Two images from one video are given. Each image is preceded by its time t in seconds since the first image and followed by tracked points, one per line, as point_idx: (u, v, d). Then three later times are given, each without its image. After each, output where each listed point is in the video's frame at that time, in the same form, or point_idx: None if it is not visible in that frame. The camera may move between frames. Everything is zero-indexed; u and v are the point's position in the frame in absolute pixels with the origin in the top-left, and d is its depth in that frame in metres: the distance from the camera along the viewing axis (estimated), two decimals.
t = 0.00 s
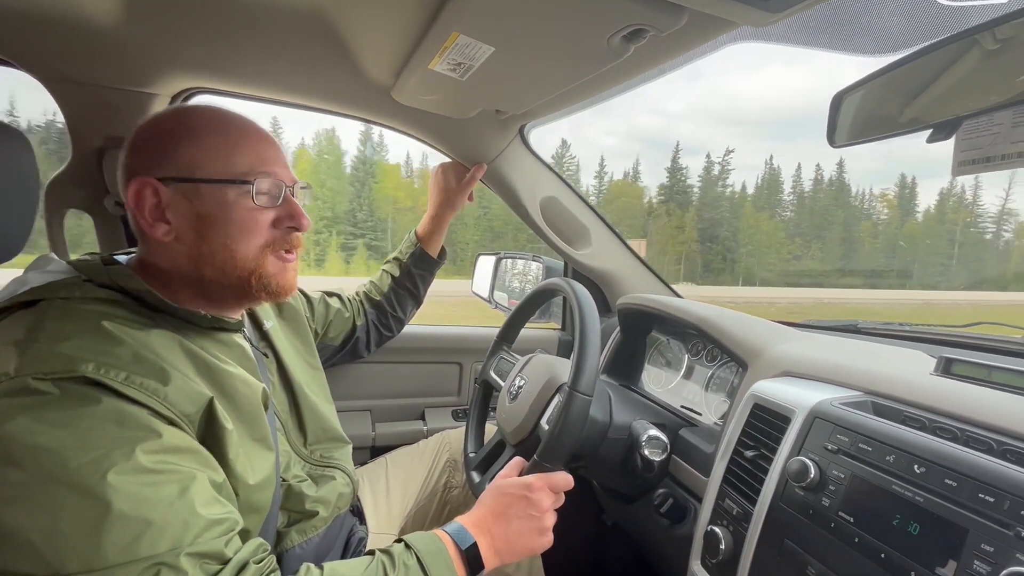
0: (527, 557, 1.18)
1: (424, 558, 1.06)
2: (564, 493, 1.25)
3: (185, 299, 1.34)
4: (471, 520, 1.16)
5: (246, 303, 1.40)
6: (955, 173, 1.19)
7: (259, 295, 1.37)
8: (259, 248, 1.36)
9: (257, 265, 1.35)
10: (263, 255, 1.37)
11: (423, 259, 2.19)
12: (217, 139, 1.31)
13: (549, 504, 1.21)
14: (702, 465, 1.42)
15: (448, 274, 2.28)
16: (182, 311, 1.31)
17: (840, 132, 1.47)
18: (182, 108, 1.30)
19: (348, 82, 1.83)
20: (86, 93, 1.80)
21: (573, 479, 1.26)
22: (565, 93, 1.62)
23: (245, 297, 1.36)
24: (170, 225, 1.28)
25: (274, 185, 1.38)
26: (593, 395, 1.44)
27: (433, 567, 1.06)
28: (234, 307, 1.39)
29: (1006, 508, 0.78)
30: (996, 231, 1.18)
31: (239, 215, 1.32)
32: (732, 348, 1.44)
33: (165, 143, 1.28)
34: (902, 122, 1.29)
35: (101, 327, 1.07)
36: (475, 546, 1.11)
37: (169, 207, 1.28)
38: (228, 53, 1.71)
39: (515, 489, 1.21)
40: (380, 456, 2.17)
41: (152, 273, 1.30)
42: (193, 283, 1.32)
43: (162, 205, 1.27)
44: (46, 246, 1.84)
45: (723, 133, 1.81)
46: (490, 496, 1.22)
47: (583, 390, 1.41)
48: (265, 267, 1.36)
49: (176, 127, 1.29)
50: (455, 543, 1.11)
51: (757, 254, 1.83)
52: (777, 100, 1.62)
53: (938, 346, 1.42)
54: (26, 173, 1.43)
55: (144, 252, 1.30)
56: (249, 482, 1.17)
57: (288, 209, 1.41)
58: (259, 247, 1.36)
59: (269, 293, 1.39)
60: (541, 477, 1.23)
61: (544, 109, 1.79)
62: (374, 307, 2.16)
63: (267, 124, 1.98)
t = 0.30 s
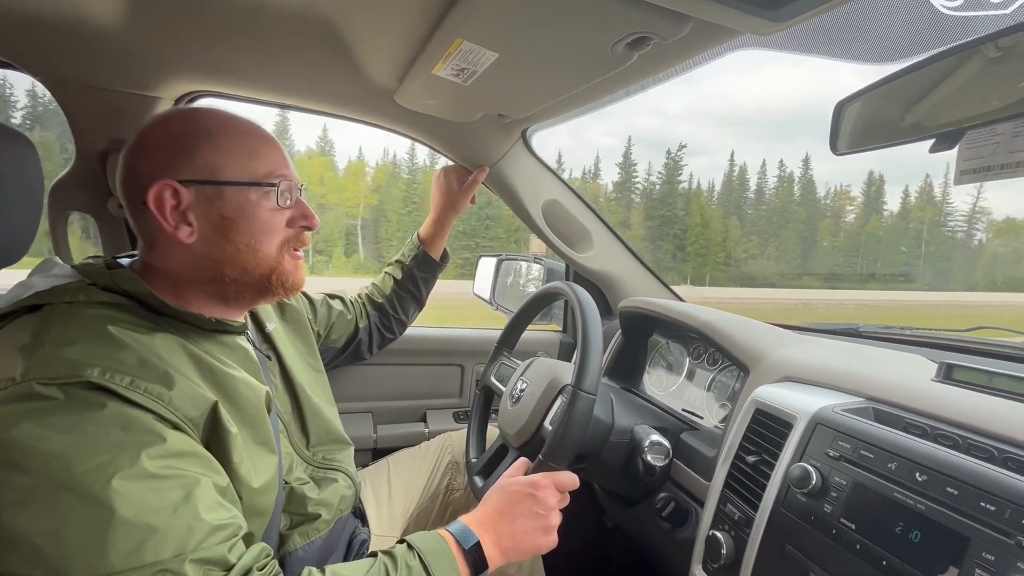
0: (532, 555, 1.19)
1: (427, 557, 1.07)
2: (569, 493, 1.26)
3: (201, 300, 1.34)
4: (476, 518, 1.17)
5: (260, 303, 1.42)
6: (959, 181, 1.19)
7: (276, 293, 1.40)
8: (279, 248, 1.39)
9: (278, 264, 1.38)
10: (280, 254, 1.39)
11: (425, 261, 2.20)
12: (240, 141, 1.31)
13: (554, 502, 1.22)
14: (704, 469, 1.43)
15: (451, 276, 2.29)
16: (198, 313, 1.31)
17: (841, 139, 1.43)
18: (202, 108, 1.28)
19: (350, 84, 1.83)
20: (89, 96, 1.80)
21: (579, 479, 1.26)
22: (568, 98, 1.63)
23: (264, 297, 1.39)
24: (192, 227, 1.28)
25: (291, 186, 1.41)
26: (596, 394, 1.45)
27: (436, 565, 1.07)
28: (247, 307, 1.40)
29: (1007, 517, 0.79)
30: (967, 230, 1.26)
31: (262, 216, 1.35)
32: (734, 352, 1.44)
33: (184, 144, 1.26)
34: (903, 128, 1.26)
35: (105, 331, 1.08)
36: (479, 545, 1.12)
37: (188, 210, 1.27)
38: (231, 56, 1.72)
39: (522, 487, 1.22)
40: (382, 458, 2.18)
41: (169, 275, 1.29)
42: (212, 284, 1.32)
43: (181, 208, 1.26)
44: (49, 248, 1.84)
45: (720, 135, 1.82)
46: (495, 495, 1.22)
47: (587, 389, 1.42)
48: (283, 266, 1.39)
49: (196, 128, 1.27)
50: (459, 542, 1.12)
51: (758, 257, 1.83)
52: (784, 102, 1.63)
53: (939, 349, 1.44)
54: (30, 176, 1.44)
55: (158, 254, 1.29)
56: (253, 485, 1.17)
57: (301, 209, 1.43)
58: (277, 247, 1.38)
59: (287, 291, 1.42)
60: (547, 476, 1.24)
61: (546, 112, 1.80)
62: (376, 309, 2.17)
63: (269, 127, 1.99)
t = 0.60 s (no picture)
0: (532, 544, 1.20)
1: (425, 549, 1.08)
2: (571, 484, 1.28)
3: (207, 298, 1.35)
4: (474, 509, 1.18)
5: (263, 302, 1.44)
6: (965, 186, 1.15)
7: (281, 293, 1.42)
8: (285, 248, 1.42)
9: (284, 264, 1.41)
10: (285, 255, 1.42)
11: (424, 261, 2.21)
12: (253, 143, 1.34)
13: (556, 491, 1.24)
14: (699, 467, 1.44)
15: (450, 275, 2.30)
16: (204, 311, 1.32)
17: (836, 141, 1.45)
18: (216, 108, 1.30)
19: (350, 85, 1.84)
20: (91, 95, 1.81)
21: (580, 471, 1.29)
22: (565, 99, 1.64)
23: (270, 296, 1.41)
24: (203, 225, 1.29)
25: (298, 188, 1.45)
26: (595, 382, 1.47)
27: (434, 557, 1.08)
28: (250, 307, 1.42)
29: (993, 511, 0.80)
30: (937, 230, 1.31)
31: (271, 216, 1.37)
32: (729, 351, 1.46)
33: (197, 144, 1.28)
34: (898, 129, 1.27)
35: (105, 330, 1.09)
36: (478, 534, 1.13)
37: (199, 209, 1.28)
38: (233, 57, 1.73)
39: (524, 476, 1.24)
40: (381, 456, 2.19)
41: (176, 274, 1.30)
42: (219, 283, 1.33)
43: (192, 207, 1.27)
44: (51, 246, 1.86)
45: (719, 137, 1.84)
46: (497, 484, 1.24)
47: (586, 378, 1.44)
48: (287, 267, 1.42)
49: (209, 128, 1.30)
50: (457, 532, 1.13)
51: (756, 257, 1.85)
52: (776, 105, 1.64)
53: (934, 349, 1.45)
54: (31, 176, 1.45)
55: (166, 253, 1.29)
56: (252, 483, 1.18)
57: (306, 212, 1.47)
58: (282, 247, 1.41)
59: (291, 290, 1.45)
60: (548, 465, 1.26)
61: (544, 113, 1.81)
62: (375, 308, 2.18)
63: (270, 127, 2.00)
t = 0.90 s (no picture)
0: (523, 557, 1.21)
1: (423, 559, 1.09)
2: (559, 495, 1.28)
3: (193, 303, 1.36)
4: (471, 523, 1.19)
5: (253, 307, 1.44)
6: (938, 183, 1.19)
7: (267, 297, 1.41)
8: (269, 253, 1.41)
9: (267, 270, 1.39)
10: (271, 259, 1.41)
11: (422, 261, 2.23)
12: (230, 147, 1.33)
13: (545, 505, 1.24)
14: (695, 467, 1.45)
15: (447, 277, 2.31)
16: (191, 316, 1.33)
17: (830, 144, 1.44)
18: (190, 115, 1.30)
19: (348, 88, 1.85)
20: (90, 98, 1.82)
21: (568, 482, 1.30)
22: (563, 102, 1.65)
23: (254, 302, 1.40)
24: (180, 233, 1.30)
25: (283, 191, 1.42)
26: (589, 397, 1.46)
27: (432, 568, 1.08)
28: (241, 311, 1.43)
29: (985, 509, 0.81)
30: (907, 228, 1.40)
31: (251, 222, 1.36)
32: (725, 352, 1.46)
33: (171, 151, 1.28)
34: (894, 130, 1.25)
35: (102, 332, 1.10)
36: (474, 548, 1.14)
37: (176, 215, 1.29)
38: (232, 59, 1.74)
39: (513, 491, 1.23)
40: (378, 458, 2.20)
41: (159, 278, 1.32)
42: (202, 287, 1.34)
43: (169, 213, 1.28)
44: (50, 249, 1.86)
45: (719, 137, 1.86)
46: (485, 502, 1.23)
47: (579, 393, 1.43)
48: (274, 270, 1.41)
49: (184, 134, 1.30)
50: (455, 545, 1.14)
51: (753, 258, 1.86)
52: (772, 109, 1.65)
53: (929, 350, 1.46)
54: (30, 178, 1.45)
55: (148, 258, 1.32)
56: (249, 484, 1.19)
57: (293, 215, 1.45)
58: (268, 251, 1.40)
59: (278, 296, 1.43)
60: (537, 480, 1.25)
61: (542, 116, 1.82)
62: (373, 310, 2.19)
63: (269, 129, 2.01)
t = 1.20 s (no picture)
0: (525, 560, 1.19)
1: (423, 561, 1.07)
2: (563, 498, 1.27)
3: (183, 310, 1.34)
4: (472, 524, 1.18)
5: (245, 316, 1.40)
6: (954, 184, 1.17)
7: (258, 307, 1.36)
8: (261, 262, 1.35)
9: (258, 281, 1.34)
10: (263, 268, 1.36)
11: (422, 262, 2.22)
12: (221, 151, 1.30)
13: (549, 508, 1.22)
14: (699, 470, 1.44)
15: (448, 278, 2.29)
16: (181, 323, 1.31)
17: (837, 141, 1.45)
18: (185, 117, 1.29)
19: (347, 87, 1.83)
20: (89, 98, 1.81)
21: (572, 485, 1.28)
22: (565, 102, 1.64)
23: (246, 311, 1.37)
24: (169, 238, 1.28)
25: (278, 199, 1.38)
26: (592, 399, 1.45)
27: (433, 568, 1.07)
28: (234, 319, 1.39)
29: (998, 516, 0.80)
30: (876, 226, 1.47)
31: (241, 229, 1.32)
32: (729, 355, 1.45)
33: (166, 155, 1.27)
34: (897, 132, 1.27)
35: (98, 334, 1.08)
36: (476, 551, 1.12)
37: (168, 220, 1.27)
38: (231, 59, 1.73)
39: (517, 493, 1.22)
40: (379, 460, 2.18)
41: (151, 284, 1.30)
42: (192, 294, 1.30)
43: (161, 218, 1.27)
44: (49, 250, 1.85)
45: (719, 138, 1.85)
46: (490, 500, 1.22)
47: (582, 394, 1.42)
48: (266, 280, 1.36)
49: (177, 137, 1.28)
50: (456, 547, 1.12)
51: (756, 259, 1.85)
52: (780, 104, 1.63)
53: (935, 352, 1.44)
54: (27, 177, 1.44)
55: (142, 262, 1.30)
56: (247, 488, 1.17)
57: (288, 223, 1.40)
58: (260, 260, 1.35)
59: (269, 306, 1.39)
60: (541, 482, 1.25)
61: (544, 116, 1.81)
62: (373, 311, 2.17)
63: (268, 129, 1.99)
